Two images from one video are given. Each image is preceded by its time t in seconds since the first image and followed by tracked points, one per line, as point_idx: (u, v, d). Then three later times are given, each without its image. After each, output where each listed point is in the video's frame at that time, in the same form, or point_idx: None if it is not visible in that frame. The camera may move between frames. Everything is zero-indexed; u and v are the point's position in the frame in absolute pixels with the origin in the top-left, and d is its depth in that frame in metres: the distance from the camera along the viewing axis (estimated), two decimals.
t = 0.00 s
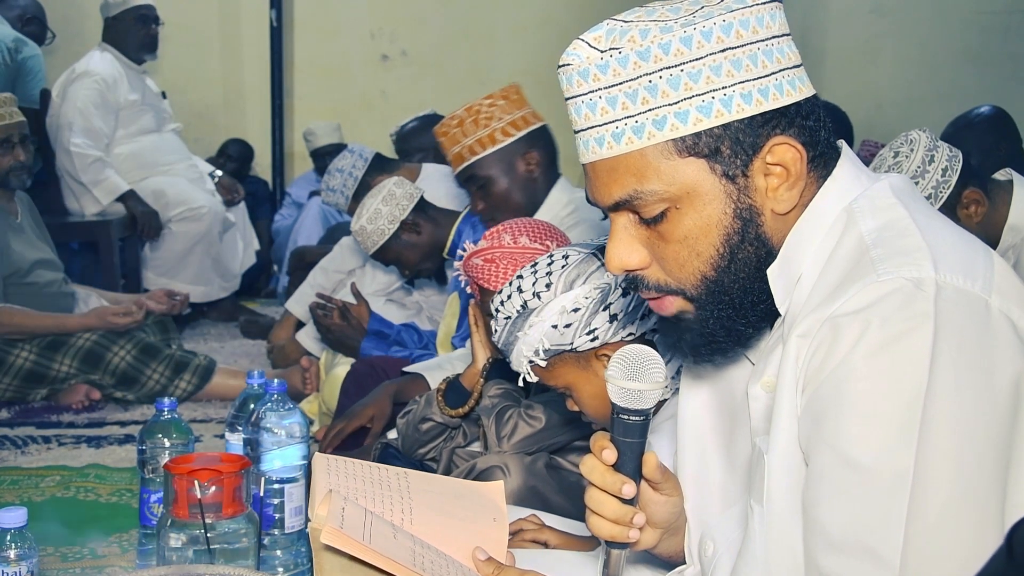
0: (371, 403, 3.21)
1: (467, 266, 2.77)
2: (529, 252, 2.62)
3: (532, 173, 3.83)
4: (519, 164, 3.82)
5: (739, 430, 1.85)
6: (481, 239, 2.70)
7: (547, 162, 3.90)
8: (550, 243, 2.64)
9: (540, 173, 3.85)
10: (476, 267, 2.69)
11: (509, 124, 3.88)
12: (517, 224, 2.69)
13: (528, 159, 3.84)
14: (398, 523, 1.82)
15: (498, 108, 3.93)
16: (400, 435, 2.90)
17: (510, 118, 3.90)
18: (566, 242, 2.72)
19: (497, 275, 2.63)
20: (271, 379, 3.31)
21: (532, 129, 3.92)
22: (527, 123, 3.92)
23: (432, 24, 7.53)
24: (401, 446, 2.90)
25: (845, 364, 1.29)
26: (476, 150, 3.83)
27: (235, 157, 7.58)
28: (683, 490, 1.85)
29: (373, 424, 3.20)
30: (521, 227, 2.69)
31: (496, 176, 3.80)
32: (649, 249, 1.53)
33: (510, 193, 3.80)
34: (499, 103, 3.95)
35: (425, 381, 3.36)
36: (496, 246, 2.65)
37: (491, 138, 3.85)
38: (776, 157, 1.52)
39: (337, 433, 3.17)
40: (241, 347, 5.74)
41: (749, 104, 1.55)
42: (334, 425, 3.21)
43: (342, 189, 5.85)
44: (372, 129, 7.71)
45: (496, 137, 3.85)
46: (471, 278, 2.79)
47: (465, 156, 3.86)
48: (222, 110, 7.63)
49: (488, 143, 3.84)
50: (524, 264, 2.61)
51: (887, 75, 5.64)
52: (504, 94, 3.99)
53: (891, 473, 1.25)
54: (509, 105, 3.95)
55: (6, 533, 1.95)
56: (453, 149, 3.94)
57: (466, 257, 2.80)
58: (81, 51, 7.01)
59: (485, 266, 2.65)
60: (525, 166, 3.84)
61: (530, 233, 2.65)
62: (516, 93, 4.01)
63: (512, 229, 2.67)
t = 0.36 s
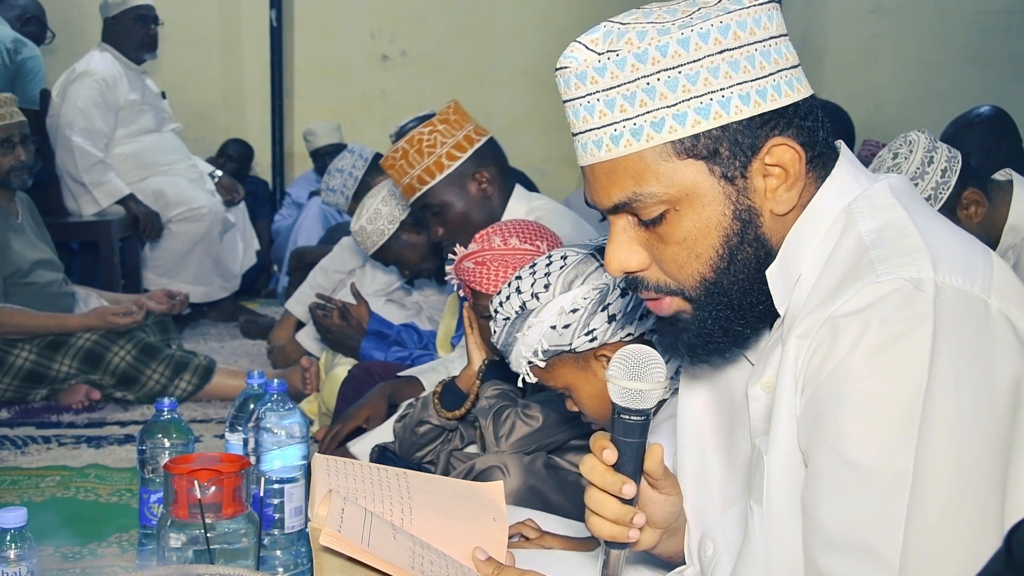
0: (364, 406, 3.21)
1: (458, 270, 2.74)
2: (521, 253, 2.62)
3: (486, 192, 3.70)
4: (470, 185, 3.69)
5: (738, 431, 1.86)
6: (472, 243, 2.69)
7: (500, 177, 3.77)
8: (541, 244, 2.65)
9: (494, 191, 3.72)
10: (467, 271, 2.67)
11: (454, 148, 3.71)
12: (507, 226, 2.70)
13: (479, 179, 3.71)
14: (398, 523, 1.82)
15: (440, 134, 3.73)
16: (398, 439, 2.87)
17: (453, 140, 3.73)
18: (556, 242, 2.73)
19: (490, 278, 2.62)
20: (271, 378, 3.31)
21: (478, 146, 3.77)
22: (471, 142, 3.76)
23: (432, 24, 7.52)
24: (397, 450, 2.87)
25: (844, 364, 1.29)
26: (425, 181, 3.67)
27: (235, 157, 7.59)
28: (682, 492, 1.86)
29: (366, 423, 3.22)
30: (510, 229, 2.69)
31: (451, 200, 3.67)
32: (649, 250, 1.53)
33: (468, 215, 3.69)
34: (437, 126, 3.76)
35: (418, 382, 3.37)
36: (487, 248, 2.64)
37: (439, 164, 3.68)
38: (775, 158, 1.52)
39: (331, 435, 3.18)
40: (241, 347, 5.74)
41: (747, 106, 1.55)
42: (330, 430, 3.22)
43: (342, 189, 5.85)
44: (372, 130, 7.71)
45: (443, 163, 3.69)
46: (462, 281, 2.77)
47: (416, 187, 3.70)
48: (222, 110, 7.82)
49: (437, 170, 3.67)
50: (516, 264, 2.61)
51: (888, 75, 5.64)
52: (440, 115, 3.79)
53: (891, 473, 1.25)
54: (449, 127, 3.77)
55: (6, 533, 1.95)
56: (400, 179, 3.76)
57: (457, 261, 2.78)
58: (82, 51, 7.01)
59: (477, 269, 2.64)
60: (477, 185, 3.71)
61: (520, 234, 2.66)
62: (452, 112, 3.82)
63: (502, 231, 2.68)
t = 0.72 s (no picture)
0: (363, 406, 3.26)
1: (458, 270, 2.75)
2: (520, 253, 2.62)
3: (487, 192, 3.74)
4: (471, 185, 3.73)
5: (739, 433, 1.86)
6: (471, 243, 2.69)
7: (500, 176, 3.81)
8: (540, 244, 2.65)
9: (494, 191, 3.75)
10: (467, 271, 2.68)
11: (456, 147, 3.75)
12: (506, 226, 2.70)
13: (481, 179, 3.75)
14: (398, 523, 1.82)
15: (442, 134, 3.77)
16: (398, 440, 2.87)
17: (454, 140, 3.77)
18: (556, 242, 2.73)
19: (490, 278, 2.62)
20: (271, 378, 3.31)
21: (481, 146, 3.81)
22: (473, 141, 3.80)
23: (432, 24, 7.52)
24: (398, 451, 2.87)
25: (846, 366, 1.29)
26: (426, 181, 3.70)
27: (236, 157, 7.59)
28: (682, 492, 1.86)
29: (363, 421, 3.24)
30: (509, 229, 2.69)
31: (451, 200, 3.71)
32: (654, 254, 1.53)
33: (468, 215, 3.72)
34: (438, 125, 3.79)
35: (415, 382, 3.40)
36: (486, 248, 2.64)
37: (440, 164, 3.72)
38: (779, 159, 1.53)
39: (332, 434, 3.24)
40: (242, 347, 5.74)
41: (751, 107, 1.55)
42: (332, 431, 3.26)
43: (342, 189, 5.85)
44: (372, 130, 7.70)
45: (444, 163, 3.72)
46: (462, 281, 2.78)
47: (417, 186, 3.74)
48: (223, 110, 7.82)
49: (438, 170, 3.71)
50: (515, 264, 2.61)
51: (888, 75, 5.63)
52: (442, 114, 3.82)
53: (892, 473, 1.25)
54: (451, 127, 3.81)
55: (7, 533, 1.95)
56: (401, 178, 3.79)
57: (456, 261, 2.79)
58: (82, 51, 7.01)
59: (476, 269, 2.64)
60: (478, 185, 3.74)
61: (520, 235, 2.66)
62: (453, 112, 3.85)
63: (502, 231, 2.68)
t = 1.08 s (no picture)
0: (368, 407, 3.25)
1: (476, 261, 2.76)
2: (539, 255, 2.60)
3: (522, 178, 3.81)
4: (507, 170, 3.81)
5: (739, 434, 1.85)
6: (493, 236, 2.69)
7: (536, 165, 3.89)
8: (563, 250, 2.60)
9: (529, 178, 3.83)
10: (484, 263, 2.68)
11: (496, 132, 3.88)
12: (530, 225, 2.68)
13: (516, 165, 3.83)
14: (397, 524, 1.82)
15: (483, 117, 3.92)
16: (399, 438, 2.88)
17: (495, 125, 3.90)
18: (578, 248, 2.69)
19: (503, 275, 2.62)
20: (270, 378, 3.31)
21: (519, 135, 3.92)
22: (513, 129, 3.92)
23: (432, 24, 7.52)
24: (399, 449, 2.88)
25: (847, 369, 1.29)
26: (464, 161, 3.81)
27: (236, 157, 7.59)
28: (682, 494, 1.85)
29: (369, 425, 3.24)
30: (531, 228, 2.67)
31: (486, 184, 3.77)
32: (658, 258, 1.53)
33: (501, 200, 3.78)
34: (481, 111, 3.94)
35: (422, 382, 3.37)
36: (506, 245, 2.64)
37: (478, 147, 3.84)
38: (784, 161, 1.53)
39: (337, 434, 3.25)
40: (242, 347, 5.74)
41: (756, 110, 1.55)
42: (337, 431, 3.28)
43: (343, 189, 5.85)
44: (371, 129, 7.71)
45: (483, 146, 3.84)
46: (477, 273, 2.79)
47: (455, 166, 3.84)
48: (223, 110, 7.79)
49: (476, 152, 3.82)
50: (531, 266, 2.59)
51: (888, 75, 5.63)
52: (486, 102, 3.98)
53: (892, 476, 1.25)
54: (494, 113, 3.96)
55: (6, 533, 1.95)
56: (441, 159, 3.92)
57: (476, 251, 2.79)
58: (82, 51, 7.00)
59: (494, 264, 2.64)
60: (514, 171, 3.82)
61: (541, 235, 2.63)
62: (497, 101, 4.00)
63: (525, 230, 2.66)
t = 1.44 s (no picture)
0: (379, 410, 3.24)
1: (500, 254, 2.70)
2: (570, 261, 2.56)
3: (546, 172, 3.82)
4: (533, 164, 3.82)
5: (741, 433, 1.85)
6: (524, 233, 2.64)
7: (563, 163, 3.88)
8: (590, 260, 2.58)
9: (553, 172, 3.83)
10: (510, 259, 2.63)
11: (524, 125, 3.87)
12: (561, 227, 2.63)
13: (543, 159, 3.84)
14: (398, 524, 1.82)
15: (513, 109, 3.90)
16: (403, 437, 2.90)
17: (524, 119, 3.89)
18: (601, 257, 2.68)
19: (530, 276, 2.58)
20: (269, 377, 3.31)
21: (547, 129, 3.92)
22: (541, 124, 3.92)
23: (432, 24, 7.52)
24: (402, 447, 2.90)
25: (846, 368, 1.29)
26: (490, 153, 3.82)
27: (236, 157, 7.60)
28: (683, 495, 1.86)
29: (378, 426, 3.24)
30: (562, 230, 2.63)
31: (511, 176, 3.81)
32: (658, 258, 1.53)
33: (524, 193, 3.80)
34: (512, 102, 3.92)
35: (430, 382, 3.34)
36: (537, 245, 2.59)
37: (506, 139, 3.84)
38: (783, 161, 1.53)
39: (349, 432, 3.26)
40: (242, 347, 5.74)
41: (754, 110, 1.55)
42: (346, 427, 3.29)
43: (343, 189, 5.86)
44: (372, 130, 7.71)
45: (510, 138, 3.84)
46: (499, 266, 2.74)
47: (481, 157, 3.86)
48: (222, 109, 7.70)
49: (503, 144, 3.83)
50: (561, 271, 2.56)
51: (888, 76, 5.63)
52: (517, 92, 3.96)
53: (892, 475, 1.25)
54: (524, 105, 3.93)
55: (6, 533, 1.95)
56: (467, 148, 3.92)
57: (500, 244, 2.74)
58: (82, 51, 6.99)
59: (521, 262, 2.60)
60: (540, 165, 3.83)
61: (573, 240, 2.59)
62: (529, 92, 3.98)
63: (556, 231, 2.61)
